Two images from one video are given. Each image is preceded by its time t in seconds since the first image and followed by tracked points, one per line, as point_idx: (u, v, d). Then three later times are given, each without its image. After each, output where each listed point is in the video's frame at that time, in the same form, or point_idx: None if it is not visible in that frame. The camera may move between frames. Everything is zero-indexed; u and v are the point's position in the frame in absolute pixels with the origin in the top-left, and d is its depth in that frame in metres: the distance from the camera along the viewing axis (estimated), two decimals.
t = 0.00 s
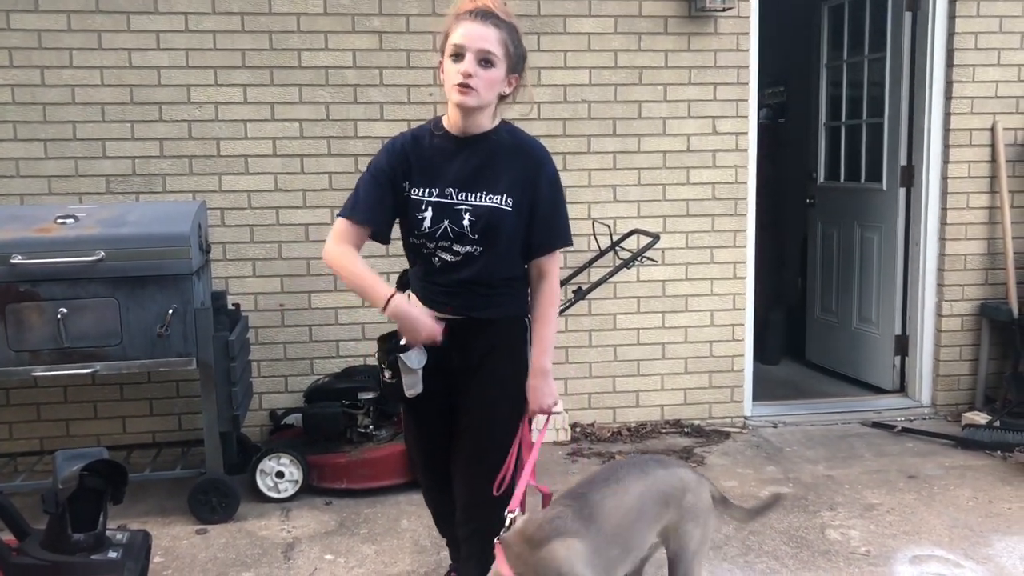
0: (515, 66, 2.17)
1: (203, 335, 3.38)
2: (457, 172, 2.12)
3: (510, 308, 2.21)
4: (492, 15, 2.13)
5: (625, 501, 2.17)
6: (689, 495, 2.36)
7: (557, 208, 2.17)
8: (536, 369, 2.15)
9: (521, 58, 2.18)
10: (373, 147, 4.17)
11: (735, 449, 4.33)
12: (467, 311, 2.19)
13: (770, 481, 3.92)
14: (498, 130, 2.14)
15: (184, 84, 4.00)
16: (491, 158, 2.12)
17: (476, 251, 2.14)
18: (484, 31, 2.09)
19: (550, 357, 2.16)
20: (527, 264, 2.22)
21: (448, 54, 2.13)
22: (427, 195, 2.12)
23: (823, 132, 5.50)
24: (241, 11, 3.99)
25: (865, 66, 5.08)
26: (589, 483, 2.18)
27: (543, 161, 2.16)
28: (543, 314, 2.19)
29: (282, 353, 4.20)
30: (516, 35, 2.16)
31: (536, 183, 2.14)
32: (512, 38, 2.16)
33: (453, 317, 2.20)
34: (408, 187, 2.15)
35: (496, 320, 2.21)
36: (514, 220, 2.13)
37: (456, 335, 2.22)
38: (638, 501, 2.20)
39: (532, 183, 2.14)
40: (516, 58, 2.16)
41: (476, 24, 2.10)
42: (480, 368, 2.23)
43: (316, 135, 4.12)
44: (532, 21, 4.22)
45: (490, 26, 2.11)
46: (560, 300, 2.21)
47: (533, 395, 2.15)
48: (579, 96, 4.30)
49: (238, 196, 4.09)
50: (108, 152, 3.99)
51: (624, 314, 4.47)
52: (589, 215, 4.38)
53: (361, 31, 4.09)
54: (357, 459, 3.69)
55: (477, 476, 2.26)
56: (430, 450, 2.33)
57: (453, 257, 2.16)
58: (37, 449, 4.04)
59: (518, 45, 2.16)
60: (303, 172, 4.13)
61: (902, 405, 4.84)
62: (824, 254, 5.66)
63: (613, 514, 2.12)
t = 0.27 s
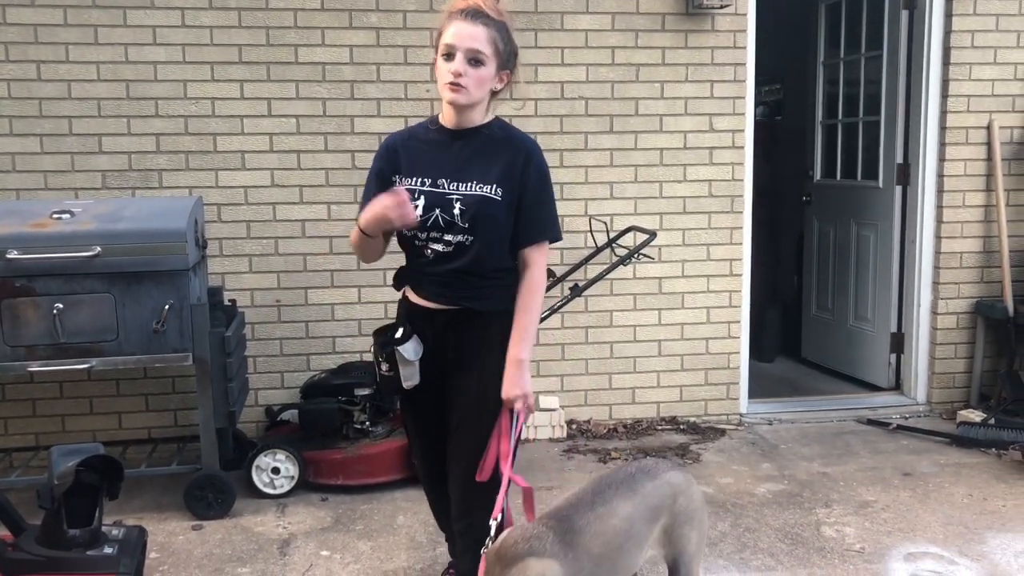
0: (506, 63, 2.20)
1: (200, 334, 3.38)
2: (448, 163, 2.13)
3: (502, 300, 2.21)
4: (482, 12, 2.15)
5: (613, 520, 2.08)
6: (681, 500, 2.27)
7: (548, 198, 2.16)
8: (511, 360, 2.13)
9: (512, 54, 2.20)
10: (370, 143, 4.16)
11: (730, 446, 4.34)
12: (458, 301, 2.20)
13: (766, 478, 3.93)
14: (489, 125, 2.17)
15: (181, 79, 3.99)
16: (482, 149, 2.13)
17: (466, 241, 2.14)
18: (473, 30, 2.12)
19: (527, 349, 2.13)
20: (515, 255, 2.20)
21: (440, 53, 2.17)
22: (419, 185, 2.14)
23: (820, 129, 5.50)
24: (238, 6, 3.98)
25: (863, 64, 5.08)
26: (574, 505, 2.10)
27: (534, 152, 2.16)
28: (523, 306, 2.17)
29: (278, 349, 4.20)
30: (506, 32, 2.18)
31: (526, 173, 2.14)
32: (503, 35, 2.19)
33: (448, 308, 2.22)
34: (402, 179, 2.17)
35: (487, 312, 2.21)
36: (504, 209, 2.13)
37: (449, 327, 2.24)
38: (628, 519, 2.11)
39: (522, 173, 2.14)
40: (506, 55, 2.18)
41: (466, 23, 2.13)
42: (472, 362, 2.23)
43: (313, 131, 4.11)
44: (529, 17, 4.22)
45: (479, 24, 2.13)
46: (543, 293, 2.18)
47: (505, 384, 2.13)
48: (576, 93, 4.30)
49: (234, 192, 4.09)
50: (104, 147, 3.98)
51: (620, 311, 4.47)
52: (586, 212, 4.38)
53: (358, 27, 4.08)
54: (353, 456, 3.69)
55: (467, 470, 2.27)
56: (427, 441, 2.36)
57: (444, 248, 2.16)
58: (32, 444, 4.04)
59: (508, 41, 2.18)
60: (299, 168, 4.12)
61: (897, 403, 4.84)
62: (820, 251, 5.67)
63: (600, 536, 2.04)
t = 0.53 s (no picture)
0: (498, 65, 2.25)
1: (197, 327, 3.38)
2: (440, 162, 2.22)
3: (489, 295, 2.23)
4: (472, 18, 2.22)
5: (598, 536, 1.87)
6: (664, 507, 2.07)
7: (531, 194, 2.15)
8: (486, 351, 2.10)
9: (503, 57, 2.26)
10: (368, 142, 4.17)
11: (728, 444, 4.35)
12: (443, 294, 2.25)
13: (763, 476, 3.94)
14: (480, 125, 2.22)
15: (179, 78, 3.99)
16: (472, 148, 2.20)
17: (452, 236, 2.20)
18: (461, 34, 2.19)
19: (501, 339, 2.10)
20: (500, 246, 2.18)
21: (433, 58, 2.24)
22: (413, 182, 2.23)
23: (817, 128, 5.51)
24: (236, 5, 3.98)
25: (860, 63, 5.09)
26: (555, 523, 1.89)
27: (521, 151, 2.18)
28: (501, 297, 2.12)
29: (276, 348, 4.21)
30: (497, 37, 2.24)
31: (510, 170, 2.16)
32: (494, 39, 2.24)
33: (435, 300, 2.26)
34: (399, 177, 2.27)
35: (471, 305, 2.23)
36: (487, 205, 2.16)
37: (434, 318, 2.27)
38: (614, 536, 1.90)
39: (506, 169, 2.16)
40: (497, 57, 2.23)
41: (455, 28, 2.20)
42: (452, 352, 2.25)
43: (312, 130, 4.12)
44: (527, 16, 4.22)
45: (467, 27, 2.19)
46: (523, 283, 2.13)
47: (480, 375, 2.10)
48: (574, 92, 4.31)
49: (233, 191, 4.09)
50: (102, 145, 3.98)
51: (618, 310, 4.48)
52: (584, 211, 4.39)
53: (356, 25, 4.09)
54: (351, 454, 3.70)
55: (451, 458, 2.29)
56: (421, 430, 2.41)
57: (433, 243, 2.23)
58: (30, 442, 4.04)
59: (497, 45, 2.23)
60: (298, 167, 4.13)
61: (894, 401, 4.86)
62: (818, 250, 5.68)
63: (585, 554, 1.82)
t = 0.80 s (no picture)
0: (489, 70, 2.28)
1: (197, 326, 3.39)
2: (437, 163, 2.27)
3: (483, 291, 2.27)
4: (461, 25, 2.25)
5: (581, 541, 1.90)
6: (653, 514, 2.10)
7: (520, 191, 2.19)
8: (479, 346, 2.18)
9: (494, 61, 2.28)
10: (368, 141, 4.17)
11: (727, 443, 4.35)
12: (439, 291, 2.29)
13: (762, 474, 3.94)
14: (474, 128, 2.27)
15: (178, 77, 3.99)
16: (465, 148, 2.25)
17: (446, 233, 2.24)
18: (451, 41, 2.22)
19: (493, 335, 2.17)
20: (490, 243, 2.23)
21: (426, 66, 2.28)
22: (411, 183, 2.29)
23: (816, 127, 5.51)
24: (235, 5, 3.99)
25: (858, 62, 5.10)
26: (538, 533, 1.94)
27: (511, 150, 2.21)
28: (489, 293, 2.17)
29: (276, 347, 4.21)
30: (487, 41, 2.26)
31: (499, 167, 2.20)
32: (484, 44, 2.27)
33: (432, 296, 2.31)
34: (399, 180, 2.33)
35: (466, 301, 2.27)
36: (479, 203, 2.21)
37: (431, 313, 2.32)
38: (599, 539, 1.92)
39: (495, 167, 2.20)
40: (487, 62, 2.26)
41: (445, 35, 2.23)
42: (450, 346, 2.30)
43: (311, 129, 4.12)
44: (525, 15, 4.23)
45: (456, 34, 2.22)
46: (511, 280, 2.18)
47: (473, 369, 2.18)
48: (573, 91, 4.31)
49: (232, 190, 4.09)
50: (101, 145, 3.98)
51: (617, 309, 4.48)
52: (583, 210, 4.39)
53: (355, 25, 4.09)
54: (351, 452, 3.70)
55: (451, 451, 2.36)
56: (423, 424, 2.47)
57: (429, 241, 2.28)
58: (30, 442, 4.05)
59: (487, 49, 2.26)
60: (297, 166, 4.13)
61: (894, 400, 4.86)
62: (816, 249, 5.69)
63: (567, 559, 1.85)
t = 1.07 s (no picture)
0: (488, 73, 2.28)
1: (199, 326, 3.39)
2: (442, 164, 2.27)
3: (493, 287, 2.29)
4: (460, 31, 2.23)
5: (573, 545, 1.90)
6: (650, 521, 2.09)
7: (529, 187, 2.21)
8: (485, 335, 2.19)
9: (492, 65, 2.28)
10: (368, 142, 4.17)
11: (728, 441, 4.36)
12: (450, 288, 2.29)
13: (763, 473, 3.95)
14: (478, 129, 2.28)
15: (178, 78, 4.00)
16: (471, 148, 2.26)
17: (457, 233, 2.25)
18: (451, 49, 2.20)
19: (498, 325, 2.18)
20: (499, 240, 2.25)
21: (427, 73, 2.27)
22: (418, 185, 2.29)
23: (816, 126, 5.51)
24: (235, 5, 3.99)
25: (858, 60, 5.10)
26: (530, 539, 1.95)
27: (516, 147, 2.23)
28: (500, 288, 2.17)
29: (277, 347, 4.22)
30: (485, 45, 2.26)
31: (506, 165, 2.21)
32: (482, 49, 2.26)
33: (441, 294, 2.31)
34: (404, 183, 2.33)
35: (476, 298, 2.28)
36: (489, 201, 2.22)
37: (440, 310, 2.33)
38: (592, 543, 1.91)
39: (502, 165, 2.22)
40: (486, 66, 2.26)
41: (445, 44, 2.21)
42: (459, 344, 2.31)
43: (311, 130, 4.13)
44: (525, 15, 4.23)
45: (456, 41, 2.21)
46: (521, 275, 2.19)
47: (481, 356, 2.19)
48: (573, 91, 4.32)
49: (233, 191, 4.10)
50: (102, 146, 3.99)
51: (617, 308, 4.49)
52: (583, 209, 4.39)
53: (355, 25, 4.09)
54: (352, 453, 3.70)
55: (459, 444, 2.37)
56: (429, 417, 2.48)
57: (439, 242, 2.28)
58: (32, 443, 4.05)
59: (486, 54, 2.25)
60: (298, 167, 4.14)
61: (894, 398, 4.87)
62: (817, 248, 5.69)
63: (559, 562, 1.86)
